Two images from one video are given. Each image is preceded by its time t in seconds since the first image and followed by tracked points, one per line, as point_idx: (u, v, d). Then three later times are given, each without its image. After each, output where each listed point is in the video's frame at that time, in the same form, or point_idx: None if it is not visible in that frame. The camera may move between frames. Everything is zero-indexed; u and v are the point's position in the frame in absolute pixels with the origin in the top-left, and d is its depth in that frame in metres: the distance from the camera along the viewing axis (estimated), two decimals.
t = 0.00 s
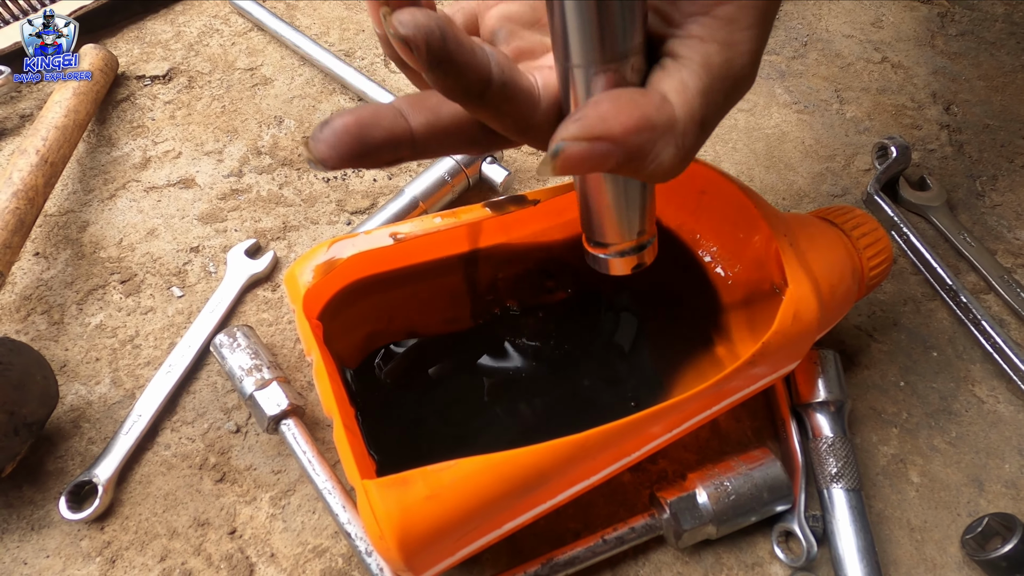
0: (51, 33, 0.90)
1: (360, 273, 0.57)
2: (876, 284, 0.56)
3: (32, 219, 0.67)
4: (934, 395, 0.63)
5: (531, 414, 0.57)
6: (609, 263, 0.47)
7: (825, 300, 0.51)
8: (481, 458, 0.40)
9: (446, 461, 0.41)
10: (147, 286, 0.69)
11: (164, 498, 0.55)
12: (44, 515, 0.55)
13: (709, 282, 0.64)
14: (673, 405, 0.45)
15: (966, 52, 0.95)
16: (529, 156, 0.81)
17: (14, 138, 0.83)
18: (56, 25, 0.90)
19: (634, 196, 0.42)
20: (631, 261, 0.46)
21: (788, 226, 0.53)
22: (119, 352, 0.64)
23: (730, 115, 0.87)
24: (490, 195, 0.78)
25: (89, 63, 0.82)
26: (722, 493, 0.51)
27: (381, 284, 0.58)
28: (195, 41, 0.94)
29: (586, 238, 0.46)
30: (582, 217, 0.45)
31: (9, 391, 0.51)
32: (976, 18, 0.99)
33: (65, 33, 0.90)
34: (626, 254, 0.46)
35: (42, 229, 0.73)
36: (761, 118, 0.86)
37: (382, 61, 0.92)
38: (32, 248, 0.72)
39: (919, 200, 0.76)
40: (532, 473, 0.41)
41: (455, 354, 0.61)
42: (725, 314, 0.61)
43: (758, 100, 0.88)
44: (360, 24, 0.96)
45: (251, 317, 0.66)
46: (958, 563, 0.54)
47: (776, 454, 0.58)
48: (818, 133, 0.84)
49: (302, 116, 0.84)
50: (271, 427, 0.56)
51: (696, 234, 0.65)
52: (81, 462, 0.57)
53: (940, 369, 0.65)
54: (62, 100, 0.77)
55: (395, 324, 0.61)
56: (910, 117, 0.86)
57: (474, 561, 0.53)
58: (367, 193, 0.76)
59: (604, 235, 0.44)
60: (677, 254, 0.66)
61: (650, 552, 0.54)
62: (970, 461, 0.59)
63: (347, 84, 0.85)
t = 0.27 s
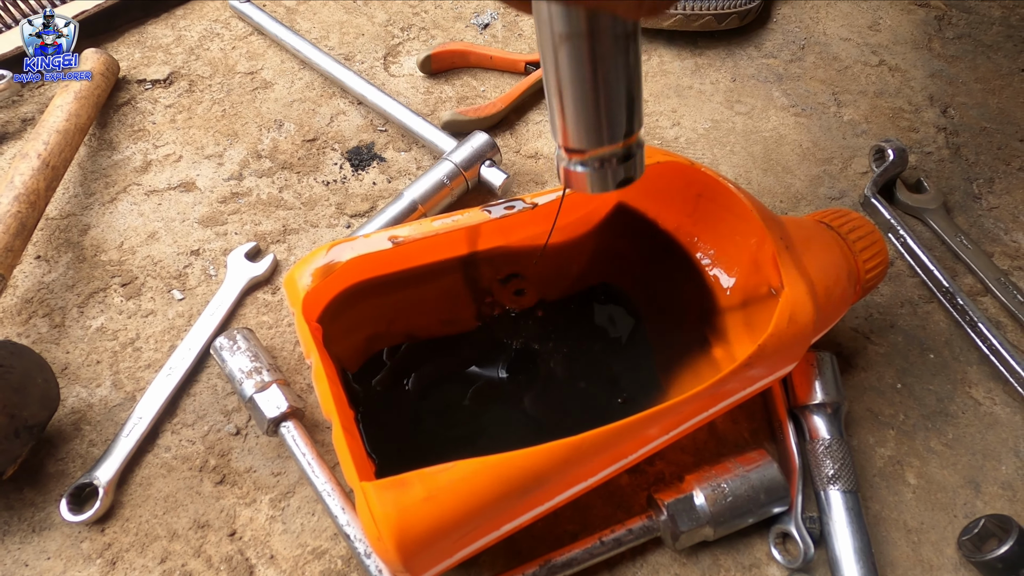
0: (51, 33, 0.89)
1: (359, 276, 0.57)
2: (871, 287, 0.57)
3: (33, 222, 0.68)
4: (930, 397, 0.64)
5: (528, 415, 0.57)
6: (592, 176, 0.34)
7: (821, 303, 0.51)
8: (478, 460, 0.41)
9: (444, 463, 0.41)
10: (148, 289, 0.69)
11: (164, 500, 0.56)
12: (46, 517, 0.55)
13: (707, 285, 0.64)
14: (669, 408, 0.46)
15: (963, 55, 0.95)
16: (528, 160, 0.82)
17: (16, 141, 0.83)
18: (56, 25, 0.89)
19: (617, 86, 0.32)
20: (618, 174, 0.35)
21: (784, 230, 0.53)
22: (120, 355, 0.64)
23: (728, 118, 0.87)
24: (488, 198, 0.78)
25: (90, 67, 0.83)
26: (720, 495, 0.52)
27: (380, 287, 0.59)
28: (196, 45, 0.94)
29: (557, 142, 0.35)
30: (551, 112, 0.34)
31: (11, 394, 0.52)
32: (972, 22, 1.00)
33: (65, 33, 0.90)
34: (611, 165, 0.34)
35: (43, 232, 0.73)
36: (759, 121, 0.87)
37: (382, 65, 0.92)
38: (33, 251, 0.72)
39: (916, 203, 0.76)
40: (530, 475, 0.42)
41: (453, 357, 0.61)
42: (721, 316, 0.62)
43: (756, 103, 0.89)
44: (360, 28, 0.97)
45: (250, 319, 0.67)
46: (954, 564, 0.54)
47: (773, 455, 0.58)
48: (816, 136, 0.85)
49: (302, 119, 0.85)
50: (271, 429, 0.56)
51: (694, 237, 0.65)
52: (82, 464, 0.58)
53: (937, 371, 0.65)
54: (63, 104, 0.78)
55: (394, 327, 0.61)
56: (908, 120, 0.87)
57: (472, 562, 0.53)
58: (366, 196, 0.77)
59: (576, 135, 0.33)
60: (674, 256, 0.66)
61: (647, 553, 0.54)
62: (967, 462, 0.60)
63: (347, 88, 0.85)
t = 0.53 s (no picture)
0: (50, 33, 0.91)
1: (368, 277, 0.57)
2: (879, 289, 0.57)
3: (45, 223, 0.68)
4: (939, 399, 0.63)
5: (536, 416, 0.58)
6: (612, 137, 0.38)
7: (829, 304, 0.51)
8: (488, 460, 0.41)
9: (454, 463, 0.41)
10: (158, 289, 0.70)
11: (175, 499, 0.56)
12: (58, 515, 0.55)
13: (713, 286, 0.64)
14: (677, 409, 0.46)
15: (972, 55, 0.95)
16: (535, 160, 0.82)
17: (27, 143, 0.83)
18: (56, 25, 0.91)
19: (632, 37, 0.34)
20: (644, 133, 0.38)
21: (793, 232, 0.53)
22: (130, 354, 0.65)
23: (735, 119, 0.87)
24: (495, 199, 0.79)
25: (100, 69, 0.83)
26: (728, 496, 0.52)
27: (388, 288, 0.59)
28: (205, 47, 0.95)
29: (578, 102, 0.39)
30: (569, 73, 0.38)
31: (24, 394, 0.52)
32: (981, 22, 1.00)
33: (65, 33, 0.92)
34: (630, 125, 0.38)
35: (54, 233, 0.74)
36: (766, 122, 0.87)
37: (389, 66, 0.93)
38: (44, 251, 0.72)
39: (925, 204, 0.76)
40: (539, 475, 0.42)
41: (460, 358, 0.61)
42: (729, 318, 0.62)
43: (764, 104, 0.89)
44: (367, 30, 0.97)
45: (259, 320, 0.67)
46: (963, 566, 0.54)
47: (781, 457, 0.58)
48: (823, 137, 0.85)
49: (310, 121, 0.85)
50: (281, 429, 0.57)
51: (701, 238, 0.65)
52: (93, 463, 0.58)
53: (946, 372, 0.65)
54: (74, 106, 0.78)
55: (401, 328, 0.61)
56: (916, 121, 0.87)
57: (480, 562, 0.53)
58: (374, 197, 0.77)
59: (593, 92, 0.37)
60: (681, 258, 0.66)
61: (655, 554, 0.54)
62: (977, 464, 0.59)
63: (354, 89, 0.86)
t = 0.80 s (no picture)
0: (50, 35, 0.99)
1: (420, 271, 0.62)
2: (905, 284, 0.59)
3: (118, 220, 0.74)
4: (963, 391, 0.66)
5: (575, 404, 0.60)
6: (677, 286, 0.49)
7: (856, 298, 0.53)
8: (539, 435, 0.45)
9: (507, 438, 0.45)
10: (219, 282, 0.75)
11: (242, 473, 0.61)
12: (138, 485, 0.61)
13: (742, 282, 0.67)
14: (709, 394, 0.49)
15: (999, 58, 0.97)
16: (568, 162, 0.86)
17: (95, 146, 0.89)
18: (56, 26, 1.00)
19: (701, 225, 0.45)
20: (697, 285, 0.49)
21: (821, 228, 0.56)
22: (196, 342, 0.70)
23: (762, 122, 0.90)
24: (531, 199, 0.83)
25: (162, 77, 0.89)
26: (758, 477, 0.55)
27: (437, 282, 0.63)
28: (254, 55, 1.00)
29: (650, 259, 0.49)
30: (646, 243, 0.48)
31: (112, 374, 0.57)
32: (1008, 25, 1.01)
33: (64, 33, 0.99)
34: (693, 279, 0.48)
35: (123, 230, 0.80)
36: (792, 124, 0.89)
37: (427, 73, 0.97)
38: (115, 246, 0.78)
39: (949, 203, 0.78)
40: (585, 450, 0.46)
41: (499, 350, 0.64)
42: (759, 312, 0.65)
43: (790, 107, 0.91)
44: (406, 38, 1.02)
45: (313, 311, 0.72)
46: (985, 550, 0.56)
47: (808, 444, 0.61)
48: (849, 139, 0.87)
49: (355, 124, 0.90)
50: (338, 410, 0.61)
51: (730, 237, 0.69)
52: (167, 439, 0.63)
53: (970, 366, 0.67)
54: (140, 112, 0.84)
55: (447, 320, 0.66)
56: (941, 123, 0.89)
57: (523, 536, 0.57)
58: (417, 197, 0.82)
59: (674, 258, 0.47)
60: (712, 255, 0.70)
61: (688, 532, 0.57)
62: (1000, 454, 0.62)
63: (396, 94, 0.91)
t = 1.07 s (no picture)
0: (50, 35, 1.08)
1: (412, 254, 0.66)
2: (864, 259, 0.63)
3: (132, 217, 0.79)
4: (928, 359, 0.69)
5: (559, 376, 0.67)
6: (604, 121, 0.43)
7: (815, 268, 0.57)
8: (519, 392, 0.49)
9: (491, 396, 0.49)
10: (227, 273, 0.80)
11: (249, 446, 0.65)
12: (153, 458, 0.65)
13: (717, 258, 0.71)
14: (679, 355, 0.53)
15: (969, 48, 1.01)
16: (555, 156, 0.90)
17: (110, 151, 0.95)
18: (56, 28, 1.08)
19: (620, 32, 0.39)
20: (629, 116, 0.43)
21: (783, 205, 0.60)
22: (206, 328, 0.75)
23: (740, 114, 0.94)
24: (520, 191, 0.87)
25: (172, 85, 0.95)
26: (729, 437, 0.59)
27: (431, 266, 0.68)
28: (258, 63, 1.06)
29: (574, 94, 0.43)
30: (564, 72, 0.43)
31: (129, 352, 0.62)
32: (978, 17, 1.05)
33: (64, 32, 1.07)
34: (619, 112, 0.42)
35: (137, 227, 0.85)
36: (769, 115, 0.94)
37: (422, 76, 1.02)
38: (130, 243, 0.83)
39: (917, 185, 0.82)
40: (563, 406, 0.50)
41: (489, 331, 0.70)
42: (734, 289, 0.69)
43: (766, 100, 0.96)
44: (401, 44, 1.08)
45: (315, 297, 0.77)
46: (947, 505, 0.59)
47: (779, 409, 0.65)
48: (823, 128, 0.91)
49: (353, 126, 0.95)
50: (338, 385, 0.66)
51: (706, 219, 0.73)
52: (180, 416, 0.68)
53: (935, 336, 0.71)
54: (152, 118, 0.89)
55: (440, 302, 0.70)
56: (912, 111, 0.93)
57: (511, 498, 0.61)
58: (412, 191, 0.87)
59: (587, 80, 0.41)
60: (688, 237, 0.74)
61: (666, 492, 0.61)
62: (962, 416, 0.65)
63: (391, 96, 0.96)
